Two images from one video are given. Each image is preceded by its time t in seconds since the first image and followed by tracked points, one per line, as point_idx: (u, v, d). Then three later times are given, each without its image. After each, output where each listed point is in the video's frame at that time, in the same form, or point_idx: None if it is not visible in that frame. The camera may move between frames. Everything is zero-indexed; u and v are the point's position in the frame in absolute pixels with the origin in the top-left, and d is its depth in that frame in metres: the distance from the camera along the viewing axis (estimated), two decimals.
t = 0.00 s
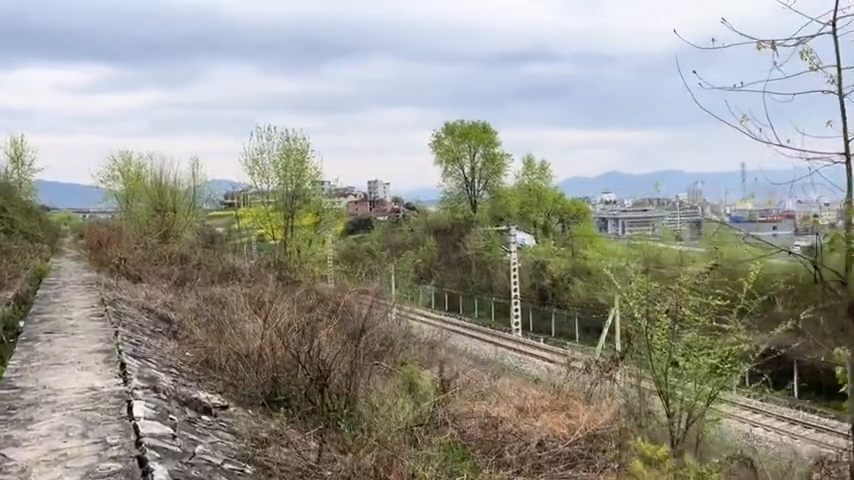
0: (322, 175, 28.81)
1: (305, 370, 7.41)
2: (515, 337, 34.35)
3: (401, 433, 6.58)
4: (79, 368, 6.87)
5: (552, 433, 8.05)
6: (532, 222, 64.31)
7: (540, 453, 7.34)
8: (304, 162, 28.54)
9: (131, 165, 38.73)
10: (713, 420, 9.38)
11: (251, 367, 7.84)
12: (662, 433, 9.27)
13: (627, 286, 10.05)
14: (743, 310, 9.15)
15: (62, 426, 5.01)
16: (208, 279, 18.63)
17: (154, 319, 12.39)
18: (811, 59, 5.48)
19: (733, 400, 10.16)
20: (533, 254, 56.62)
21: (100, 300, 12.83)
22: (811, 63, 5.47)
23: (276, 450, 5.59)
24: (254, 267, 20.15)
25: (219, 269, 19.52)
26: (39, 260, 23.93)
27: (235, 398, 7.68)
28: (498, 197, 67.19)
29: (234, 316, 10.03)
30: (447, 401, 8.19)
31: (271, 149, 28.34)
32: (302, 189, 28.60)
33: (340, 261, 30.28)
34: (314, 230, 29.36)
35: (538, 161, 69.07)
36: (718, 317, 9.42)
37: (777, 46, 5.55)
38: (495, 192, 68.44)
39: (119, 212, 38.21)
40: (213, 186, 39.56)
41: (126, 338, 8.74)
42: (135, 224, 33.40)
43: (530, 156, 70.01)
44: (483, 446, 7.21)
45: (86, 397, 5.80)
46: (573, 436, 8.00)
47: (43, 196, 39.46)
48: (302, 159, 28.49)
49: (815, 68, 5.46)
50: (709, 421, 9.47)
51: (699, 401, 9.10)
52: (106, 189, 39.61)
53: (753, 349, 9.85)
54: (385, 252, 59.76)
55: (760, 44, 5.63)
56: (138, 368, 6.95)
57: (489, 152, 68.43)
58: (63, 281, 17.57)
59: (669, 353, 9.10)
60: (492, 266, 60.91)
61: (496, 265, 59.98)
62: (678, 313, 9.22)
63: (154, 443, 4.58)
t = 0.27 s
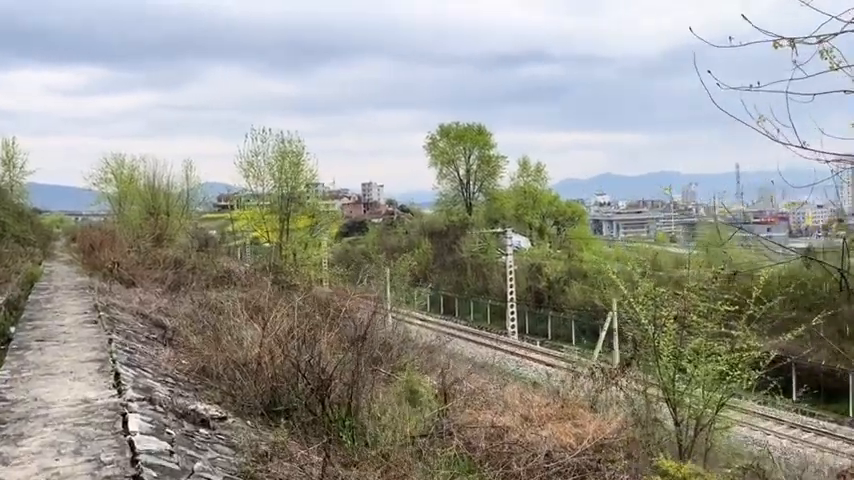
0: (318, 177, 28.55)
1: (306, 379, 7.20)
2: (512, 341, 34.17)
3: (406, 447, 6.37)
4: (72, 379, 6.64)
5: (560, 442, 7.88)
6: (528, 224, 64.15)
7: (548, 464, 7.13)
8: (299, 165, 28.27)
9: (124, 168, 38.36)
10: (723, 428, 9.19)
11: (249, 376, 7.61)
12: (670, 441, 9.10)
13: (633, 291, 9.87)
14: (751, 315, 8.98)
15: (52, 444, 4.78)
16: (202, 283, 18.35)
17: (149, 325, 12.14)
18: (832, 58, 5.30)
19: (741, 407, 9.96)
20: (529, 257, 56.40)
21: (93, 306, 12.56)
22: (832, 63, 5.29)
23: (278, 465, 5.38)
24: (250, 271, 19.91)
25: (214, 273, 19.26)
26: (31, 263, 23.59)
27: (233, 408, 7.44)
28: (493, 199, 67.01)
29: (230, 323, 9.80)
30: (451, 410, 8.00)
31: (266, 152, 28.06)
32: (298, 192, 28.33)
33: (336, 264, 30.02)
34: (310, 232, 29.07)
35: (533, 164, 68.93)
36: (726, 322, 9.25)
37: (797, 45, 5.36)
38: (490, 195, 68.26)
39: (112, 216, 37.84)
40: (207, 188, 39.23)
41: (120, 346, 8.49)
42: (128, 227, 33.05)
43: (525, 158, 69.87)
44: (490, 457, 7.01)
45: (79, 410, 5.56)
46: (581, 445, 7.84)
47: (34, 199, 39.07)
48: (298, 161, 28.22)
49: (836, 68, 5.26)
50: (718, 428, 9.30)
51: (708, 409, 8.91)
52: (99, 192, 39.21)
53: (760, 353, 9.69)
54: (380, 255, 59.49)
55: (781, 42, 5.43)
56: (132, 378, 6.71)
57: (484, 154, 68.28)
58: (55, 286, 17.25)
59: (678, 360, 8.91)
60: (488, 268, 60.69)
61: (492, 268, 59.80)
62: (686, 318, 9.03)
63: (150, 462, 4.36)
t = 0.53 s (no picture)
0: (315, 178, 28.30)
1: (308, 383, 7.01)
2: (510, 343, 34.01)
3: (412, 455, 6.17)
4: (65, 384, 6.40)
5: (569, 447, 7.70)
6: (524, 225, 64.04)
7: (558, 472, 6.93)
8: (296, 166, 28.01)
9: (118, 169, 38.03)
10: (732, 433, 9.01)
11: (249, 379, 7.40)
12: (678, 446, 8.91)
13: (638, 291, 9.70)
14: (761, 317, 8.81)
15: (43, 454, 4.56)
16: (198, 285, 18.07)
17: (144, 328, 11.88)
18: None
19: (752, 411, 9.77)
20: (526, 258, 56.22)
21: (87, 309, 12.29)
22: None
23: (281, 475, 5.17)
24: (246, 272, 19.73)
25: (210, 275, 19.02)
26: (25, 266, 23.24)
27: (232, 413, 7.23)
28: (489, 200, 66.84)
29: (228, 326, 9.57)
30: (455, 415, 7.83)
31: (262, 152, 27.77)
32: (294, 193, 28.05)
33: (333, 266, 29.80)
34: (307, 234, 28.79)
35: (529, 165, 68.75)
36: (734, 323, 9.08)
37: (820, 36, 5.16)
38: (486, 196, 68.07)
39: (106, 217, 37.49)
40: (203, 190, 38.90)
41: (115, 349, 8.24)
42: (123, 228, 32.73)
43: (521, 160, 69.72)
44: (499, 464, 6.83)
45: (72, 418, 5.32)
46: (590, 451, 7.67)
47: (28, 201, 38.66)
48: (295, 162, 27.95)
49: None
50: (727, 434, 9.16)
51: (718, 413, 8.74)
52: (93, 193, 38.85)
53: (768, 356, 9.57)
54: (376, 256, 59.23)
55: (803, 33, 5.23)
56: (127, 383, 6.47)
57: (480, 156, 68.09)
58: (47, 288, 16.94)
59: (687, 362, 8.72)
60: (484, 270, 60.43)
61: (489, 269, 59.62)
62: (695, 321, 8.86)
63: (148, 474, 4.13)
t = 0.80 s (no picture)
0: (313, 180, 28.06)
1: (312, 394, 6.82)
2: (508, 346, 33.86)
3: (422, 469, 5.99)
4: (58, 396, 6.15)
5: (581, 460, 7.63)
6: (522, 227, 63.96)
7: None
8: (295, 168, 27.76)
9: (115, 171, 37.74)
10: (745, 441, 8.82)
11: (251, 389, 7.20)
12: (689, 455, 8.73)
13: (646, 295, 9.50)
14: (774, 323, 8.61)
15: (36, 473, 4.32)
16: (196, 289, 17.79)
17: (141, 334, 11.63)
18: None
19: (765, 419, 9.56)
20: (524, 261, 56.09)
21: (83, 313, 12.03)
22: None
23: None
24: (244, 275, 19.65)
25: (208, 278, 18.78)
26: (20, 269, 22.94)
27: (233, 425, 7.02)
28: (486, 202, 66.68)
29: (228, 333, 9.36)
30: (462, 425, 7.65)
31: (260, 154, 27.51)
32: (292, 195, 27.80)
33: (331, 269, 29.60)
34: (305, 236, 28.46)
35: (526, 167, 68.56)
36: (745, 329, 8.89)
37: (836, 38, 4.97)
38: (484, 198, 67.85)
39: (102, 220, 37.20)
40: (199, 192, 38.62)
41: (111, 357, 8.02)
42: (119, 230, 32.47)
43: (519, 162, 69.63)
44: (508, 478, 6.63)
45: (67, 433, 5.08)
46: (603, 462, 7.59)
47: (23, 203, 38.31)
48: (293, 164, 27.70)
49: None
50: (740, 441, 8.96)
51: (731, 421, 8.54)
52: (88, 195, 38.51)
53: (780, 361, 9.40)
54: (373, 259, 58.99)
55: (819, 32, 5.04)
56: (124, 394, 6.25)
57: (477, 158, 67.88)
58: (42, 292, 16.65)
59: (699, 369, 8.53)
60: (482, 272, 60.23)
61: (486, 271, 59.45)
62: (706, 327, 8.65)
63: None
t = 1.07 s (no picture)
0: (312, 181, 27.75)
1: (319, 401, 6.64)
2: (508, 348, 33.65)
3: None
4: (55, 404, 5.93)
5: (592, 471, 7.79)
6: (519, 229, 63.94)
7: None
8: (294, 168, 27.29)
9: (111, 172, 37.43)
10: (759, 446, 8.64)
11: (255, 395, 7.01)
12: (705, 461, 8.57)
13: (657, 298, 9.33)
14: (788, 326, 8.45)
15: None
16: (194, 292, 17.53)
17: (139, 338, 11.39)
18: None
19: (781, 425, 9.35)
20: (522, 262, 55.97)
21: (80, 317, 11.79)
22: None
23: None
24: (241, 276, 19.85)
25: (205, 281, 18.51)
26: (15, 271, 22.62)
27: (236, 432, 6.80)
28: (484, 204, 66.47)
29: (230, 338, 9.17)
30: (472, 432, 7.50)
31: (259, 153, 27.05)
32: (291, 195, 27.45)
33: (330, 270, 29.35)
34: (303, 236, 28.30)
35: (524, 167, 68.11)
36: (758, 332, 8.72)
37: None
38: (481, 199, 67.52)
39: (98, 222, 36.92)
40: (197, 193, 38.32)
41: (110, 362, 7.80)
42: (115, 232, 32.27)
43: (516, 163, 69.36)
44: None
45: (65, 444, 4.87)
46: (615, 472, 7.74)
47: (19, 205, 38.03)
48: (293, 164, 27.22)
49: None
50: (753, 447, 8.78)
51: (746, 427, 8.34)
52: (84, 197, 38.17)
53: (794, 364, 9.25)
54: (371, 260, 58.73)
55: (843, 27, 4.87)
56: (124, 402, 6.03)
57: (475, 159, 67.49)
58: (38, 295, 16.35)
59: (712, 374, 8.33)
60: (480, 273, 60.05)
61: (484, 273, 59.26)
62: (719, 329, 8.49)
63: None
